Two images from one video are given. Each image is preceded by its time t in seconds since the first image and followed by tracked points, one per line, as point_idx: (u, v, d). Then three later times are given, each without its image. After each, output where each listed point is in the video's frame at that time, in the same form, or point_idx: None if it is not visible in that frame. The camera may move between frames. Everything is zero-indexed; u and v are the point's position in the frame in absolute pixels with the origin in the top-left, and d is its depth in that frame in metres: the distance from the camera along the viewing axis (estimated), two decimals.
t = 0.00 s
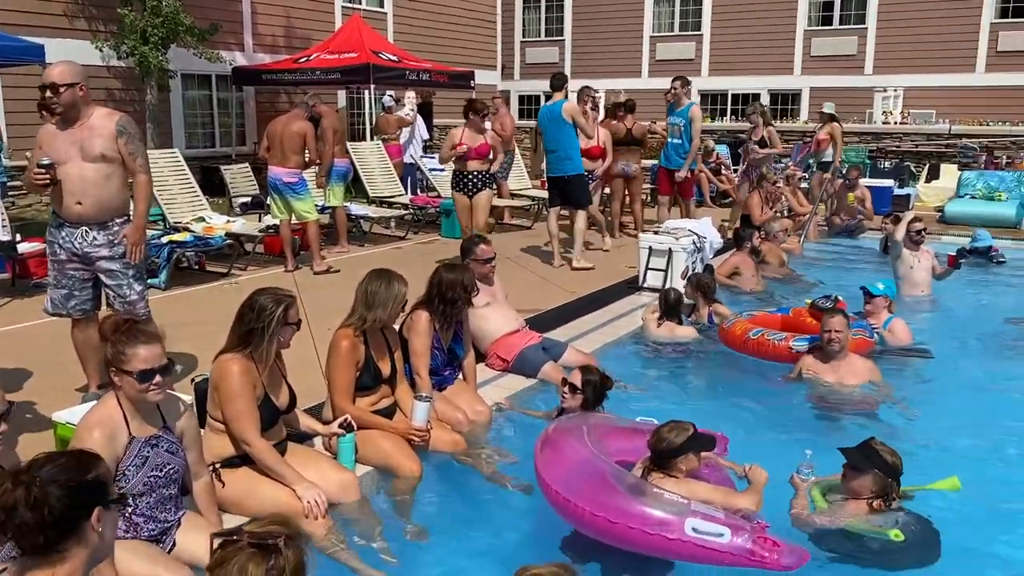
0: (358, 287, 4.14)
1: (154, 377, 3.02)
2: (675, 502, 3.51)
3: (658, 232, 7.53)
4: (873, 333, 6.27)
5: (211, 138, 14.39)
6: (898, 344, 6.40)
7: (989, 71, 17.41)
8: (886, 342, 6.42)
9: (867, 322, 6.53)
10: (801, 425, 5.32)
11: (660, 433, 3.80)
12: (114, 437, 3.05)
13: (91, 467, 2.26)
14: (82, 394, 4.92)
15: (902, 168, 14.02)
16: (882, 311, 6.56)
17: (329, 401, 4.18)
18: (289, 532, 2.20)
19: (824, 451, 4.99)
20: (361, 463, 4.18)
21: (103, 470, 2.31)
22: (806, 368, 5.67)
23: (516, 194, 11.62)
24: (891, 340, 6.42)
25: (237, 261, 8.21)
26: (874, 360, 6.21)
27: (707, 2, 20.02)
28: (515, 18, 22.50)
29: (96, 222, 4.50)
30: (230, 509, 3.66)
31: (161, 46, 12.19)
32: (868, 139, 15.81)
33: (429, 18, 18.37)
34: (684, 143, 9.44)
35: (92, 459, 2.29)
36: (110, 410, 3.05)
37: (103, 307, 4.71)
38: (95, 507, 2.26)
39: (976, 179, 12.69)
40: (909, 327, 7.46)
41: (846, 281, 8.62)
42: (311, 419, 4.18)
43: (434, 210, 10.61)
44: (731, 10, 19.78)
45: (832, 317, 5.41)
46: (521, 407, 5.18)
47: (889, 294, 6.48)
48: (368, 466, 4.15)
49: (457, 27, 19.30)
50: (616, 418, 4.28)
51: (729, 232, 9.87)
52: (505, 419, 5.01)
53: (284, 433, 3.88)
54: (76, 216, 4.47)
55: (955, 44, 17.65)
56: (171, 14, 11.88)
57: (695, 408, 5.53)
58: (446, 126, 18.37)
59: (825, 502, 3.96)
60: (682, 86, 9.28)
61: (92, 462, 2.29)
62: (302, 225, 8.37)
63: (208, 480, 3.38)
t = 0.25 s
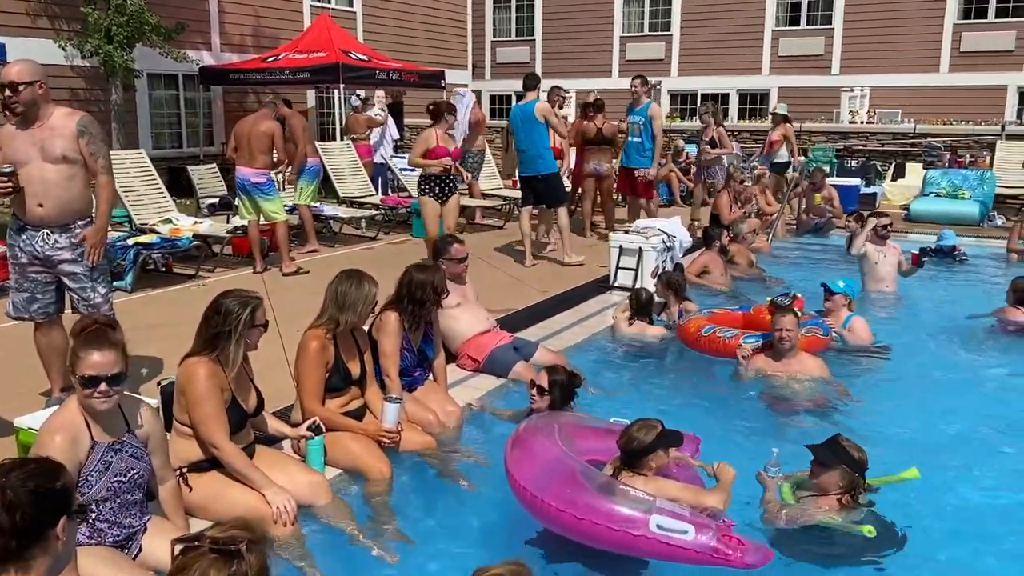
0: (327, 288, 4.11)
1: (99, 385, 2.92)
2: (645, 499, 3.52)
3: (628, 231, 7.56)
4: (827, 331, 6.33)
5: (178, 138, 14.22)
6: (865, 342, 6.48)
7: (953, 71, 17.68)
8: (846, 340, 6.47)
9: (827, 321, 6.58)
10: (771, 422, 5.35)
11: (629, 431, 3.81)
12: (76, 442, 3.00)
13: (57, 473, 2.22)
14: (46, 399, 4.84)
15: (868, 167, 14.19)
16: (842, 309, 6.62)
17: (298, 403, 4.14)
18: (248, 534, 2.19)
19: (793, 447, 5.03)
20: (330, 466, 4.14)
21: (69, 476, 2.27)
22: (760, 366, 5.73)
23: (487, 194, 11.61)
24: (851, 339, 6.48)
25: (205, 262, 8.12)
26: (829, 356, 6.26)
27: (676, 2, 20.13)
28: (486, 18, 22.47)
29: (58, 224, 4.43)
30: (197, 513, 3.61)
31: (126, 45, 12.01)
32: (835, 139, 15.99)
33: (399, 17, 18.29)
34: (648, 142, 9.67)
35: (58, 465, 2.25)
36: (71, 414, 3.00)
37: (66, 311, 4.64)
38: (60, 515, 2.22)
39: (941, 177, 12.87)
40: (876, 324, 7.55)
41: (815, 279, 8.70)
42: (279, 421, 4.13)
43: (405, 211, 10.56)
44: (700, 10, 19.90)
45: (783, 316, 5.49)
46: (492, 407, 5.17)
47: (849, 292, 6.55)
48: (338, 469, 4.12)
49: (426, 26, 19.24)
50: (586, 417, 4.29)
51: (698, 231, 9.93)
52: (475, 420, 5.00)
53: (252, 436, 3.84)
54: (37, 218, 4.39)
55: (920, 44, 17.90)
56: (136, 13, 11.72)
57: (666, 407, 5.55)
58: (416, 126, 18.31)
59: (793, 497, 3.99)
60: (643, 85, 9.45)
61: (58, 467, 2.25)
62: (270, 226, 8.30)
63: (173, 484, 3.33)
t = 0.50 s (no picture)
0: (291, 292, 4.08)
1: (57, 396, 2.88)
2: (606, 502, 3.55)
3: (594, 232, 7.60)
4: (776, 329, 6.27)
5: (140, 140, 14.03)
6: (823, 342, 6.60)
7: (911, 72, 18.00)
8: (799, 342, 6.47)
9: (781, 321, 6.59)
10: (735, 420, 5.41)
11: (593, 431, 3.83)
12: (33, 452, 2.95)
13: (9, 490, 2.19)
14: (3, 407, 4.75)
15: (829, 167, 14.38)
16: (799, 311, 6.64)
17: (261, 408, 4.11)
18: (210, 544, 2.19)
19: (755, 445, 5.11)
20: (294, 472, 4.13)
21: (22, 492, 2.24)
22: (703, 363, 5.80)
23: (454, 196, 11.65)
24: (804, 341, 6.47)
25: (167, 266, 8.03)
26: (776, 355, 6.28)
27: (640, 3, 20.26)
28: (451, 19, 22.44)
29: (10, 229, 4.34)
30: (158, 522, 3.57)
31: (84, 46, 11.82)
32: (797, 139, 16.20)
33: (363, 18, 18.19)
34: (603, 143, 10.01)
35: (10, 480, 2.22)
36: (28, 424, 2.95)
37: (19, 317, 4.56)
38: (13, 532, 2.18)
39: (900, 177, 13.08)
40: (837, 323, 7.66)
41: (778, 279, 8.80)
42: (243, 427, 4.10)
43: (370, 213, 10.53)
44: (664, 11, 20.04)
45: (728, 312, 5.53)
46: (459, 410, 5.17)
47: (805, 293, 6.55)
48: (302, 474, 4.11)
49: (391, 27, 19.15)
50: (552, 418, 4.31)
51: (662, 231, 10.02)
52: (442, 422, 5.01)
53: (214, 443, 3.80)
54: None
55: (879, 45, 18.20)
56: (95, 13, 11.52)
57: (632, 407, 5.59)
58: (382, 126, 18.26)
59: (758, 496, 4.05)
60: (597, 86, 9.62)
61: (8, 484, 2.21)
62: (234, 229, 8.23)
63: (133, 493, 3.29)
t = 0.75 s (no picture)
0: (257, 296, 4.04)
1: (19, 405, 2.82)
2: (578, 504, 3.56)
3: (564, 233, 7.61)
4: (733, 332, 6.18)
5: (103, 141, 13.82)
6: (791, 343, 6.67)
7: (875, 73, 18.26)
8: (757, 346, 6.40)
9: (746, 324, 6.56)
10: (706, 421, 5.44)
11: (562, 433, 3.83)
12: None
13: None
14: None
15: (796, 168, 14.55)
16: (764, 313, 6.64)
17: (228, 415, 4.06)
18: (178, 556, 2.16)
19: (725, 444, 5.16)
20: (261, 478, 4.08)
21: None
22: (656, 362, 5.89)
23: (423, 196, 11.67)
24: (765, 344, 6.51)
25: (132, 270, 7.91)
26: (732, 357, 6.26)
27: (609, 4, 20.33)
28: (419, 20, 22.38)
29: None
30: (122, 532, 3.51)
31: (45, 46, 11.54)
32: (764, 139, 16.37)
33: (330, 18, 18.07)
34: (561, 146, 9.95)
35: None
36: None
37: None
38: None
39: (864, 176, 13.32)
40: (805, 322, 7.74)
41: (747, 279, 8.87)
42: (210, 434, 4.04)
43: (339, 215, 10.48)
44: (632, 12, 20.14)
45: (682, 314, 5.56)
46: (430, 413, 5.15)
47: (771, 296, 6.51)
48: (271, 481, 4.06)
49: (359, 28, 19.05)
50: (522, 421, 4.30)
51: (632, 232, 10.07)
52: (413, 426, 4.98)
53: (179, 451, 3.74)
54: None
55: (844, 46, 18.43)
56: (56, 13, 11.28)
57: (603, 409, 5.59)
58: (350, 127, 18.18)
59: (730, 495, 4.10)
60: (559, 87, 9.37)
61: None
62: (200, 232, 8.13)
63: (96, 503, 3.23)
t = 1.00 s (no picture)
0: (217, 301, 3.99)
1: None
2: (545, 505, 3.56)
3: (529, 234, 7.62)
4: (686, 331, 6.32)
5: (60, 144, 13.56)
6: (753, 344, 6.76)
7: (834, 75, 18.54)
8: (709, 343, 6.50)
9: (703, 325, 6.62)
10: (672, 422, 5.50)
11: (526, 433, 3.83)
12: None
13: None
14: None
15: (758, 168, 14.72)
16: (725, 315, 6.65)
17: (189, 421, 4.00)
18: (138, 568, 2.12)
19: (689, 444, 5.22)
20: (224, 485, 4.04)
21: None
22: (606, 357, 5.93)
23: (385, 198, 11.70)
24: (720, 346, 6.54)
25: (90, 275, 7.77)
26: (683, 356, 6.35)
27: (572, 6, 20.40)
28: (382, 20, 22.28)
29: None
30: (80, 543, 3.45)
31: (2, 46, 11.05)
32: (726, 140, 16.55)
33: (292, 19, 17.92)
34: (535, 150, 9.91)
35: None
36: None
37: None
38: None
39: (825, 177, 13.45)
40: (768, 321, 7.84)
41: (710, 279, 8.96)
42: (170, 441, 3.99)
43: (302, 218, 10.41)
44: (596, 13, 20.23)
45: (631, 312, 5.59)
46: (395, 417, 5.12)
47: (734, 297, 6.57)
48: (233, 488, 4.02)
49: (322, 29, 18.92)
50: (488, 422, 4.31)
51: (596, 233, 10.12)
52: (378, 431, 4.96)
53: (139, 459, 3.69)
54: None
55: (804, 48, 18.68)
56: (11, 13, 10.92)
57: (569, 409, 5.62)
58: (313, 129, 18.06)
59: (696, 492, 4.13)
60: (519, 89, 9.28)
61: None
62: (160, 235, 8.02)
63: (52, 514, 3.17)
